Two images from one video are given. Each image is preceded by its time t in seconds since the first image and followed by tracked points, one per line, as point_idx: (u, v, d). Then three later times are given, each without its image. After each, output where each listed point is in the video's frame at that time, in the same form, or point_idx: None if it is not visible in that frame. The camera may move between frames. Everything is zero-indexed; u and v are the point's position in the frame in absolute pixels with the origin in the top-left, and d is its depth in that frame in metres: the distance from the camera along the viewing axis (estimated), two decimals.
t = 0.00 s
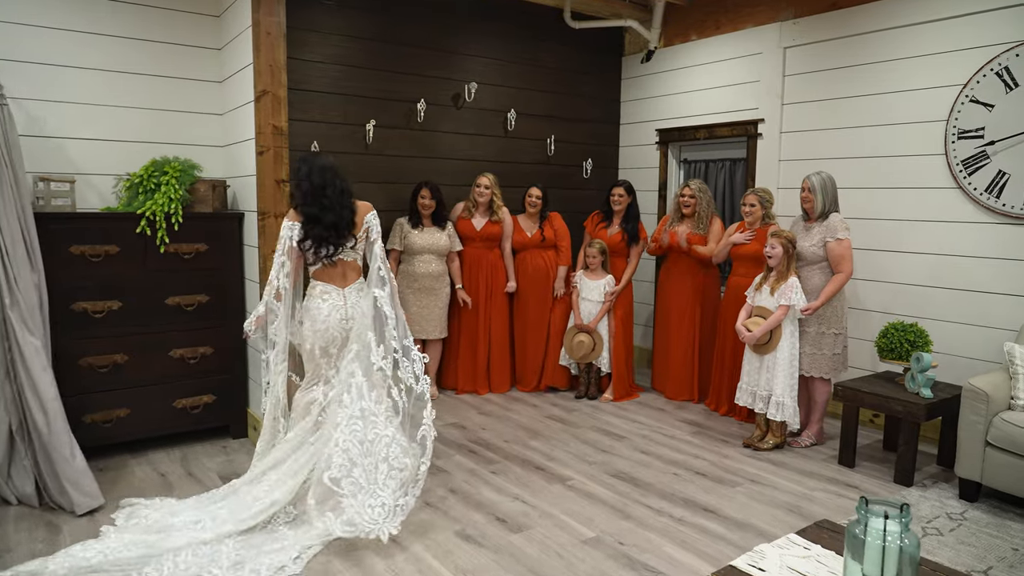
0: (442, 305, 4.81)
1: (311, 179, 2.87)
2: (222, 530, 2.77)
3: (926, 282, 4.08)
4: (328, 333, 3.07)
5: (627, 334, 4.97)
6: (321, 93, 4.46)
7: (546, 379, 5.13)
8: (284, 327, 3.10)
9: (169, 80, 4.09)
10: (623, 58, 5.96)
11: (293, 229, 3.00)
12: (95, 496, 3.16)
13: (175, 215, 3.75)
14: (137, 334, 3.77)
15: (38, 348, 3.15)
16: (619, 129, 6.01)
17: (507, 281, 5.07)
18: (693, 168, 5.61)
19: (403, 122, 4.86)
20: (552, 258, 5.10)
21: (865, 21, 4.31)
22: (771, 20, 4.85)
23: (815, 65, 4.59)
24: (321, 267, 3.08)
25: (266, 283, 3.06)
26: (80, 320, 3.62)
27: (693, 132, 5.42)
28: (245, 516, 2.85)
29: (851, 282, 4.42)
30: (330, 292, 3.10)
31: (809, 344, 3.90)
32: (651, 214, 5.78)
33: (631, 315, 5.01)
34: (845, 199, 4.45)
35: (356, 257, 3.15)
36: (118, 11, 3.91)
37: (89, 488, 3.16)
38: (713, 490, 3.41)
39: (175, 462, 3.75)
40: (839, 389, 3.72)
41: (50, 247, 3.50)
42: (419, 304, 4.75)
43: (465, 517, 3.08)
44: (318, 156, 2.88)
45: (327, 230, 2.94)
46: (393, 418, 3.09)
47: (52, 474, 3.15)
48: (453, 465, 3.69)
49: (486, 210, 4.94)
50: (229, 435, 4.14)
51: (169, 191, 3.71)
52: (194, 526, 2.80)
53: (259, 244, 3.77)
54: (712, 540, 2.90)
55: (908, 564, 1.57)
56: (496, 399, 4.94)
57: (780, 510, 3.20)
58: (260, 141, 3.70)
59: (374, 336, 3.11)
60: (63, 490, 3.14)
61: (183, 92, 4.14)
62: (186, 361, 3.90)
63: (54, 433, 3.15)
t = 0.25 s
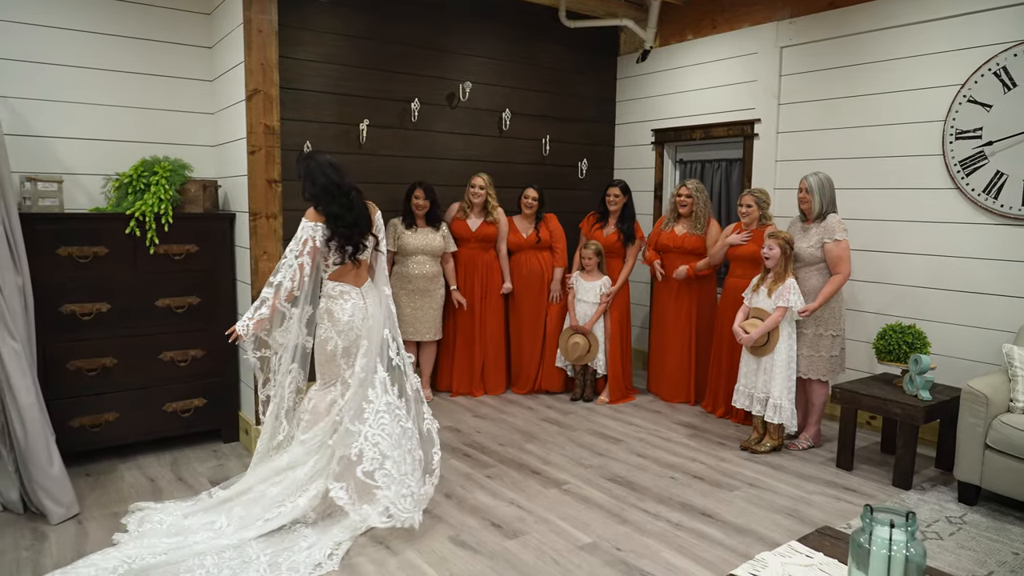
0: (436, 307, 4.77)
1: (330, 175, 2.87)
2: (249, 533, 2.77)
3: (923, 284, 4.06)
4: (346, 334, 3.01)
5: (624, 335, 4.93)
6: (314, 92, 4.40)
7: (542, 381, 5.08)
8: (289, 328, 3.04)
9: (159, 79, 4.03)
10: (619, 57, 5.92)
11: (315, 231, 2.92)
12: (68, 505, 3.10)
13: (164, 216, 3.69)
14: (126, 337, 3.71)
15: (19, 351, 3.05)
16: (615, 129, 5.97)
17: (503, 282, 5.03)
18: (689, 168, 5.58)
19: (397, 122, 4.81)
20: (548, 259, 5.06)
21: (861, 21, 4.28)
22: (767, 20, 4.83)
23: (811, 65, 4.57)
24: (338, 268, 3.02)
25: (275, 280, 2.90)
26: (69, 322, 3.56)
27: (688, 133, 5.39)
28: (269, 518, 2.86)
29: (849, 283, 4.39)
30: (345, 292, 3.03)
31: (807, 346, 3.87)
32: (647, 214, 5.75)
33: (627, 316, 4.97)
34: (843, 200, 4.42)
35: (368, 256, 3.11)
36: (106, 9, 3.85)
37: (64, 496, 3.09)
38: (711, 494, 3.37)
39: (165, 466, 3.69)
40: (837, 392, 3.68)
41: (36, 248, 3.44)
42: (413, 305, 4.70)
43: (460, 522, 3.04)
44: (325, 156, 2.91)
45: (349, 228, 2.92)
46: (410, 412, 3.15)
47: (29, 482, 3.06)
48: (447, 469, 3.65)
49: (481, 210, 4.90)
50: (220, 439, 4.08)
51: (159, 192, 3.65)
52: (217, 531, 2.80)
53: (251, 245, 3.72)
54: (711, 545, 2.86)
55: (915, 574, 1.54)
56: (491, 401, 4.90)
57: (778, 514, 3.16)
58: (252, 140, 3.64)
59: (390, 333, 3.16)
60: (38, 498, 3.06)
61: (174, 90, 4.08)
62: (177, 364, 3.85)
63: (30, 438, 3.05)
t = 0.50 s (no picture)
0: (432, 308, 4.73)
1: (339, 167, 3.02)
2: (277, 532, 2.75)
3: (922, 284, 4.03)
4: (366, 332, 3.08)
5: (621, 336, 4.90)
6: (308, 91, 4.36)
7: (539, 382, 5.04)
8: (304, 329, 3.06)
9: (151, 78, 3.98)
10: (615, 57, 5.89)
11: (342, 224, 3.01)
12: (47, 512, 3.04)
13: (156, 216, 3.63)
14: (117, 339, 3.65)
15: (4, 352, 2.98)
16: (611, 129, 5.94)
17: (499, 283, 4.99)
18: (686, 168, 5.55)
19: (392, 121, 4.76)
20: (545, 259, 5.02)
21: (859, 20, 4.26)
22: (764, 20, 4.80)
23: (809, 65, 4.54)
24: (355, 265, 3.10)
25: (302, 277, 2.89)
26: (58, 324, 3.50)
27: (685, 132, 5.36)
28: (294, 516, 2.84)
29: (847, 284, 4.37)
30: (364, 291, 3.11)
31: (806, 347, 3.84)
32: (644, 215, 5.72)
33: (625, 318, 4.93)
34: (841, 200, 4.39)
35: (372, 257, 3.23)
36: (97, 6, 3.80)
37: (43, 503, 3.03)
38: (709, 497, 3.34)
39: (156, 470, 3.64)
40: (836, 394, 3.65)
41: (24, 248, 3.38)
42: (408, 307, 4.65)
43: (456, 527, 3.00)
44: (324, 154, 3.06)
45: (369, 220, 3.07)
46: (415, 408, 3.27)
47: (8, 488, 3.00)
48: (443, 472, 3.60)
49: (477, 210, 4.85)
50: (213, 442, 4.03)
51: (150, 192, 3.60)
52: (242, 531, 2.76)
53: (244, 246, 3.66)
54: (710, 550, 2.83)
55: None
56: (487, 403, 4.85)
57: (778, 518, 3.13)
58: (244, 139, 3.59)
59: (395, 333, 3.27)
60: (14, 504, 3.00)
61: (166, 89, 4.03)
62: (169, 366, 3.79)
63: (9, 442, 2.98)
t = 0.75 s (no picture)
0: (432, 310, 4.69)
1: (358, 167, 3.03)
2: (317, 533, 2.75)
3: (926, 286, 4.00)
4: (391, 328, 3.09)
5: (623, 339, 4.87)
6: (306, 92, 4.32)
7: (540, 385, 5.01)
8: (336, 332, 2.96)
9: (149, 78, 3.94)
10: (616, 57, 5.85)
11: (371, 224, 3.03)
12: (36, 520, 2.98)
13: (153, 218, 3.59)
14: (113, 342, 3.61)
15: None
16: (612, 130, 5.91)
17: (499, 285, 4.95)
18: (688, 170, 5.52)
19: (392, 122, 4.73)
20: (546, 261, 4.99)
21: (862, 21, 4.23)
22: (766, 20, 4.77)
23: (811, 65, 4.51)
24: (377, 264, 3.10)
25: (345, 278, 2.84)
26: (53, 327, 3.46)
27: (686, 134, 5.33)
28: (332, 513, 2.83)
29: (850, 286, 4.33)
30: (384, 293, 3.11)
31: (809, 350, 3.82)
32: (645, 216, 5.69)
33: (626, 320, 4.90)
34: (844, 202, 4.36)
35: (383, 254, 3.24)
36: (93, 6, 3.76)
37: (32, 511, 2.97)
38: (713, 502, 3.30)
39: (154, 475, 3.60)
40: (840, 397, 3.62)
41: (19, 251, 3.34)
42: (408, 309, 4.62)
43: (457, 533, 2.96)
44: (335, 151, 3.02)
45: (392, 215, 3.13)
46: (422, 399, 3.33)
47: None
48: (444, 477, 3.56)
49: (477, 212, 4.82)
50: (212, 446, 3.99)
51: (148, 193, 3.56)
52: (283, 536, 2.72)
53: (242, 248, 3.63)
54: (715, 556, 2.79)
55: None
56: (487, 407, 4.82)
57: (782, 523, 3.09)
58: (243, 140, 3.56)
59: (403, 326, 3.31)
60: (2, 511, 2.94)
61: (163, 90, 4.00)
62: (166, 370, 3.75)
63: None
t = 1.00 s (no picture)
0: (431, 311, 4.66)
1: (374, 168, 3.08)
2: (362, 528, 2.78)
3: (929, 287, 3.98)
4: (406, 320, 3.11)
5: (623, 340, 4.85)
6: (305, 91, 4.29)
7: (540, 386, 4.98)
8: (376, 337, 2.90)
9: (146, 77, 3.91)
10: (616, 57, 5.83)
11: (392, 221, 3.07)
12: (24, 526, 2.93)
13: (150, 218, 3.56)
14: (109, 344, 3.58)
15: None
16: (612, 130, 5.88)
17: (499, 286, 4.93)
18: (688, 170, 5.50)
19: (391, 122, 4.69)
20: (546, 261, 4.97)
21: (864, 21, 4.21)
22: (767, 19, 4.75)
23: (812, 65, 4.49)
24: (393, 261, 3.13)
25: (390, 274, 2.92)
26: (48, 329, 3.42)
27: (687, 134, 5.31)
28: (371, 514, 2.82)
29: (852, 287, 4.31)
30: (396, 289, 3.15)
31: (811, 351, 3.79)
32: (645, 217, 5.66)
33: (627, 321, 4.87)
34: (846, 202, 4.34)
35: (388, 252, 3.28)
36: (90, 4, 3.73)
37: (20, 517, 2.92)
38: (715, 505, 3.28)
39: (151, 478, 3.57)
40: (843, 399, 3.60)
41: (14, 251, 3.30)
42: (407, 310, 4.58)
43: (458, 537, 2.93)
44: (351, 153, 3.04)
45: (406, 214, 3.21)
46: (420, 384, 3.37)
47: None
48: (444, 479, 3.54)
49: (477, 212, 4.79)
50: (210, 448, 3.96)
51: (145, 193, 3.52)
52: (331, 539, 2.69)
53: (240, 248, 3.59)
54: (718, 560, 2.76)
55: None
56: (487, 408, 4.79)
57: (785, 526, 3.07)
58: (241, 140, 3.53)
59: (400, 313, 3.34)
60: None
61: (161, 89, 3.96)
62: (163, 372, 3.72)
63: None
